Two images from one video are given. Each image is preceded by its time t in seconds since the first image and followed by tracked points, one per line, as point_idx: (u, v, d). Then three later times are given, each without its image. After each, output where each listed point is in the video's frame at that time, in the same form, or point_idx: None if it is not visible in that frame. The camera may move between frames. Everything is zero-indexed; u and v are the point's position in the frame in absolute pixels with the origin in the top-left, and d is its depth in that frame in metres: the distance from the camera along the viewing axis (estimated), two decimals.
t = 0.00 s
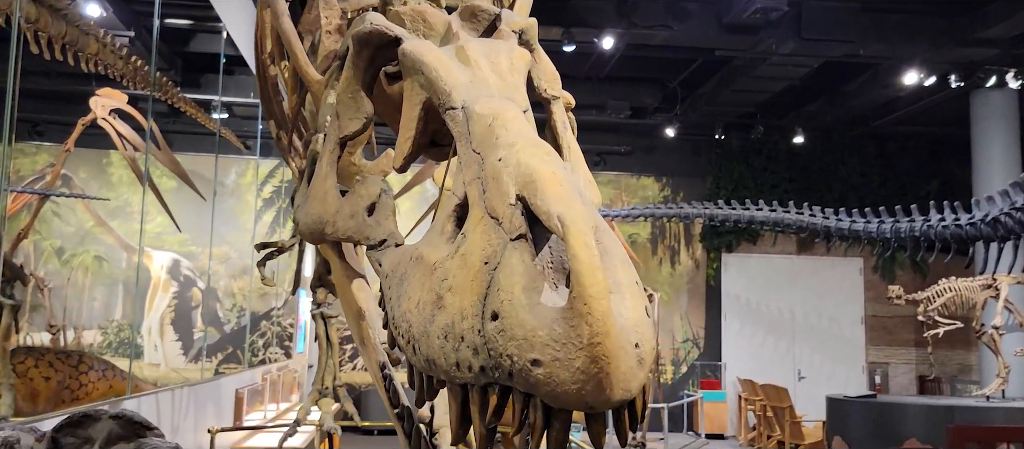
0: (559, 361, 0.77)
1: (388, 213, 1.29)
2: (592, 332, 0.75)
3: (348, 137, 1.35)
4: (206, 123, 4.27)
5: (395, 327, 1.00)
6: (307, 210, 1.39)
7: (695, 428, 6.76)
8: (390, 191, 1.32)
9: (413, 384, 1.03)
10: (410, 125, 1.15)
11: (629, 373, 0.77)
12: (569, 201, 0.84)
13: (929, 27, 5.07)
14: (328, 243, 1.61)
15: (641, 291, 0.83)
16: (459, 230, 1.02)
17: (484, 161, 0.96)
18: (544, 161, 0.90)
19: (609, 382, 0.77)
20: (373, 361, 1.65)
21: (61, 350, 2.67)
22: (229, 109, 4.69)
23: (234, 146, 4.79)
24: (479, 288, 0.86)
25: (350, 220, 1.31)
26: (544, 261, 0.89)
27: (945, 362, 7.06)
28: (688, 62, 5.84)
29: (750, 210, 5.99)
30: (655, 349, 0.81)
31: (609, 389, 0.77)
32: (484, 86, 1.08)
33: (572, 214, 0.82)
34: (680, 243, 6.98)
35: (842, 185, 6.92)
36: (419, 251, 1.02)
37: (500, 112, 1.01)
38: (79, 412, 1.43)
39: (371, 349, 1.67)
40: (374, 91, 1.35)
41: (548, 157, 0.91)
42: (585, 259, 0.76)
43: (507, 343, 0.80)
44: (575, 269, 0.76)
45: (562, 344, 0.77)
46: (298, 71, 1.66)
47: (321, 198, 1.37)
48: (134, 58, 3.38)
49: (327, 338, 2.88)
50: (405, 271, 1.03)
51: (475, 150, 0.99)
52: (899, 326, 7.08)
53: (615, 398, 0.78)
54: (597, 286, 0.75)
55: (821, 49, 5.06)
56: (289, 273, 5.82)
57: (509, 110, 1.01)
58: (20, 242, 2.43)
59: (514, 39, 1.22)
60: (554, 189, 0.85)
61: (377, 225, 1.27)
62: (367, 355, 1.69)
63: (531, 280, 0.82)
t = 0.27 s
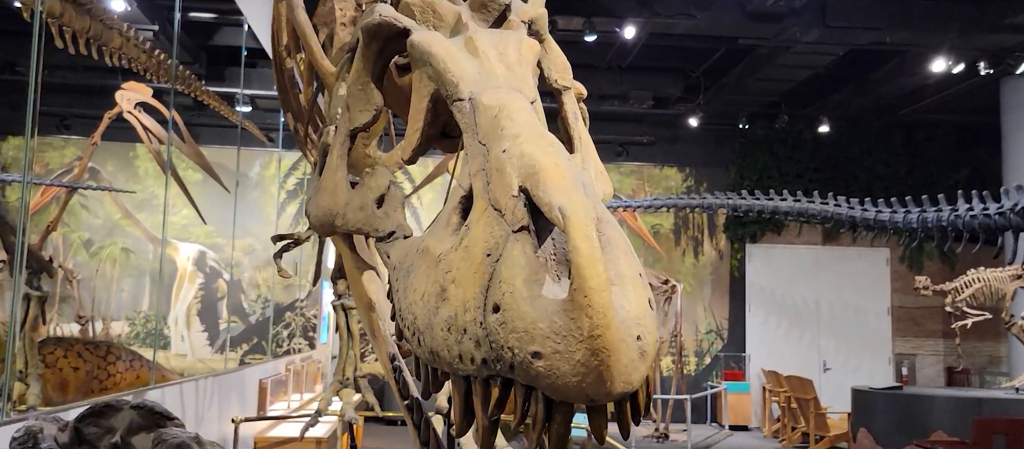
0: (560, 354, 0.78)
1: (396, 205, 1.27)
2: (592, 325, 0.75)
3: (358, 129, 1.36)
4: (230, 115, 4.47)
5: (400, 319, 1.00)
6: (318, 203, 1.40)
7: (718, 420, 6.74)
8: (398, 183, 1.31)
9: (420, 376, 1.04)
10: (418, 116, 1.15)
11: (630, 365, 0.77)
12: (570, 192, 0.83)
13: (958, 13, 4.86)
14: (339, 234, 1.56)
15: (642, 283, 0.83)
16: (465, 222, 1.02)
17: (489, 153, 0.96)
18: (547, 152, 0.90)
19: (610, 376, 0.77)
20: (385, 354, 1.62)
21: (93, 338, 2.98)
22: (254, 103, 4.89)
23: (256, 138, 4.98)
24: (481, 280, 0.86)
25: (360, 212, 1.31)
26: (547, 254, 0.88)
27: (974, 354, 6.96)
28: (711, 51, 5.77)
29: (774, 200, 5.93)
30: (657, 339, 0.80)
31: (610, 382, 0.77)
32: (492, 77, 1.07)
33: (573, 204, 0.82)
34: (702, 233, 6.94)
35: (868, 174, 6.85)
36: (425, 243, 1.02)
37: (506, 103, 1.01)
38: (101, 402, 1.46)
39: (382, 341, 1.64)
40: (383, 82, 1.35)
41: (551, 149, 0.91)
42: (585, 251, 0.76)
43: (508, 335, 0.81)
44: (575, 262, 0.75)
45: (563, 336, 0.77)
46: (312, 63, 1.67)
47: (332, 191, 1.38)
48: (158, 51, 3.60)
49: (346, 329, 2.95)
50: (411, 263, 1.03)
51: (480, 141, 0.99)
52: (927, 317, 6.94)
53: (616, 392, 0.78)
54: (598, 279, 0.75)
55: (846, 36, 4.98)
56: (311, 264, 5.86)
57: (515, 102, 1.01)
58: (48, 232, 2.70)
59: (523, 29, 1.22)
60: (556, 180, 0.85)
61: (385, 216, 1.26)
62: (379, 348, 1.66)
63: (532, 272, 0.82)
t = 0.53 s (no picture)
0: (558, 346, 0.78)
1: (403, 198, 1.28)
2: (589, 318, 0.75)
3: (366, 122, 1.35)
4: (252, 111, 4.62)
5: (405, 311, 1.01)
6: (326, 196, 1.41)
7: (741, 413, 6.72)
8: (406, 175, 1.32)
9: (424, 368, 1.05)
10: (425, 108, 1.15)
11: (628, 356, 0.78)
12: (569, 183, 0.83)
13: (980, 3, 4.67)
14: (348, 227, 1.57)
15: (642, 274, 0.83)
16: (468, 215, 1.01)
17: (492, 145, 0.97)
18: (547, 144, 0.90)
19: (608, 367, 0.77)
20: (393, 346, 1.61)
21: (116, 333, 3.13)
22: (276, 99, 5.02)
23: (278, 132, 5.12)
24: (482, 272, 0.87)
25: (367, 206, 1.31)
26: (547, 246, 0.89)
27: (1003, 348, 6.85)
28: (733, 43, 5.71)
29: (797, 193, 5.87)
30: (656, 331, 0.81)
31: (608, 374, 0.77)
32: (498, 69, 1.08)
33: (573, 195, 0.81)
34: (725, 227, 7.04)
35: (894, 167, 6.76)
36: (428, 235, 1.02)
37: (510, 95, 1.01)
38: (120, 394, 1.47)
39: (389, 333, 1.63)
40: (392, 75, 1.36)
41: (553, 140, 0.91)
42: (584, 243, 0.76)
43: (507, 328, 0.81)
44: (574, 252, 0.75)
45: (561, 329, 0.77)
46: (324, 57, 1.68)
47: (341, 183, 1.38)
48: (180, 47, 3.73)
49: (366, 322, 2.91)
50: (415, 256, 1.03)
51: (483, 133, 0.99)
52: (954, 311, 6.62)
53: (614, 384, 0.78)
54: (596, 270, 0.74)
55: (871, 26, 4.91)
56: (334, 257, 5.90)
57: (519, 94, 1.01)
58: (78, 228, 2.89)
59: (532, 22, 1.22)
60: (556, 172, 0.85)
61: (392, 210, 1.27)
62: (387, 340, 1.66)
63: (531, 264, 0.82)
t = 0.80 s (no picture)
0: (553, 342, 0.80)
1: (408, 194, 1.32)
2: (584, 313, 0.77)
3: (373, 118, 1.38)
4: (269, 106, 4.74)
5: (407, 306, 1.03)
6: (333, 191, 1.43)
7: (763, 408, 6.68)
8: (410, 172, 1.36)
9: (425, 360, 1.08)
10: (431, 103, 1.18)
11: (623, 349, 0.80)
12: (565, 179, 0.85)
13: None
14: (354, 223, 1.58)
15: (636, 268, 0.86)
16: (470, 211, 1.04)
17: (494, 140, 0.99)
18: (545, 140, 0.92)
19: (602, 363, 0.79)
20: (399, 341, 1.62)
21: (140, 327, 3.17)
22: (296, 94, 5.11)
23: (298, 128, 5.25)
24: (480, 268, 0.89)
25: (373, 201, 1.34)
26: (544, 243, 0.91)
27: None
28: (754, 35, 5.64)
29: (819, 186, 5.82)
30: (650, 325, 0.83)
31: (603, 371, 0.80)
32: (502, 64, 1.09)
33: (569, 191, 0.83)
34: (747, 220, 6.99)
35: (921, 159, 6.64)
36: (430, 231, 1.04)
37: (512, 90, 1.03)
38: (138, 388, 1.48)
39: (396, 329, 1.64)
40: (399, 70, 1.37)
41: (551, 137, 0.93)
42: (579, 240, 0.77)
43: (503, 323, 0.83)
44: (569, 249, 0.77)
45: (556, 324, 0.80)
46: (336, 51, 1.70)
47: (347, 180, 1.40)
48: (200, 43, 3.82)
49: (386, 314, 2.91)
50: (417, 252, 1.06)
51: (486, 128, 1.02)
52: (980, 305, 6.47)
53: (608, 380, 0.81)
54: (591, 267, 0.76)
55: (894, 17, 4.84)
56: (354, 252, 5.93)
57: (521, 88, 1.03)
58: (103, 224, 3.00)
59: (538, 15, 1.23)
60: (552, 169, 0.87)
61: (398, 205, 1.30)
62: (393, 335, 1.66)
63: (529, 261, 0.84)
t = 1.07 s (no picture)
0: (545, 338, 0.82)
1: (411, 189, 1.33)
2: (577, 308, 0.79)
3: (379, 113, 1.41)
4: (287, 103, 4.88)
5: (409, 301, 1.07)
6: (338, 188, 1.45)
7: (783, 403, 6.64)
8: (414, 166, 1.37)
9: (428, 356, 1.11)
10: (433, 98, 1.21)
11: (615, 344, 0.82)
12: (561, 174, 0.87)
13: None
14: (361, 218, 1.59)
15: (630, 264, 0.88)
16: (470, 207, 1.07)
17: (494, 134, 1.01)
18: (542, 134, 0.94)
19: (594, 358, 0.81)
20: (404, 337, 1.63)
21: (162, 320, 3.45)
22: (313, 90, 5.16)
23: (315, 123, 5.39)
24: (476, 264, 0.92)
25: (377, 197, 1.36)
26: (541, 238, 0.93)
27: None
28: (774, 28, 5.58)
29: (839, 179, 5.77)
30: (643, 320, 0.85)
31: (597, 366, 0.82)
32: (503, 59, 1.12)
33: (563, 187, 0.85)
34: (767, 214, 6.97)
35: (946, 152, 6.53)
36: (433, 228, 1.07)
37: (512, 85, 1.05)
38: (153, 382, 1.50)
39: (401, 324, 1.65)
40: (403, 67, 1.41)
41: (549, 131, 0.96)
42: (572, 234, 0.79)
43: (498, 318, 0.86)
44: (561, 243, 0.79)
45: (549, 320, 0.82)
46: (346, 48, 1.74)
47: (351, 176, 1.43)
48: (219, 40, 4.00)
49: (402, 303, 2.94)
50: (420, 250, 1.09)
51: (486, 122, 1.05)
52: (1003, 299, 6.09)
53: (602, 375, 0.83)
54: (583, 261, 0.78)
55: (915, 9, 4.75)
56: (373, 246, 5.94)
57: (521, 83, 1.06)
58: (124, 218, 3.28)
59: (541, 10, 1.25)
60: (547, 163, 0.89)
61: (400, 201, 1.32)
62: (399, 331, 1.67)
63: (523, 257, 0.87)
